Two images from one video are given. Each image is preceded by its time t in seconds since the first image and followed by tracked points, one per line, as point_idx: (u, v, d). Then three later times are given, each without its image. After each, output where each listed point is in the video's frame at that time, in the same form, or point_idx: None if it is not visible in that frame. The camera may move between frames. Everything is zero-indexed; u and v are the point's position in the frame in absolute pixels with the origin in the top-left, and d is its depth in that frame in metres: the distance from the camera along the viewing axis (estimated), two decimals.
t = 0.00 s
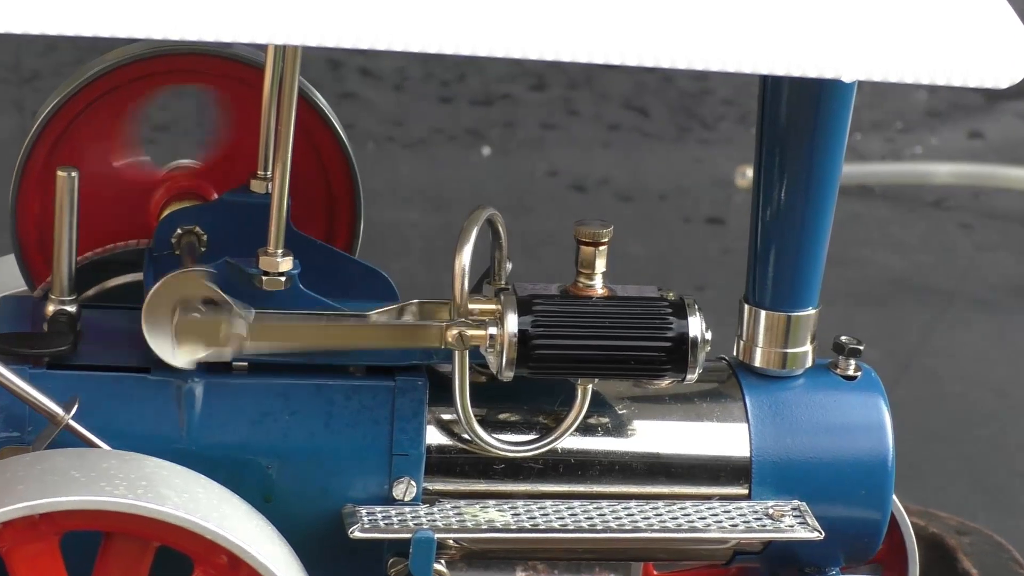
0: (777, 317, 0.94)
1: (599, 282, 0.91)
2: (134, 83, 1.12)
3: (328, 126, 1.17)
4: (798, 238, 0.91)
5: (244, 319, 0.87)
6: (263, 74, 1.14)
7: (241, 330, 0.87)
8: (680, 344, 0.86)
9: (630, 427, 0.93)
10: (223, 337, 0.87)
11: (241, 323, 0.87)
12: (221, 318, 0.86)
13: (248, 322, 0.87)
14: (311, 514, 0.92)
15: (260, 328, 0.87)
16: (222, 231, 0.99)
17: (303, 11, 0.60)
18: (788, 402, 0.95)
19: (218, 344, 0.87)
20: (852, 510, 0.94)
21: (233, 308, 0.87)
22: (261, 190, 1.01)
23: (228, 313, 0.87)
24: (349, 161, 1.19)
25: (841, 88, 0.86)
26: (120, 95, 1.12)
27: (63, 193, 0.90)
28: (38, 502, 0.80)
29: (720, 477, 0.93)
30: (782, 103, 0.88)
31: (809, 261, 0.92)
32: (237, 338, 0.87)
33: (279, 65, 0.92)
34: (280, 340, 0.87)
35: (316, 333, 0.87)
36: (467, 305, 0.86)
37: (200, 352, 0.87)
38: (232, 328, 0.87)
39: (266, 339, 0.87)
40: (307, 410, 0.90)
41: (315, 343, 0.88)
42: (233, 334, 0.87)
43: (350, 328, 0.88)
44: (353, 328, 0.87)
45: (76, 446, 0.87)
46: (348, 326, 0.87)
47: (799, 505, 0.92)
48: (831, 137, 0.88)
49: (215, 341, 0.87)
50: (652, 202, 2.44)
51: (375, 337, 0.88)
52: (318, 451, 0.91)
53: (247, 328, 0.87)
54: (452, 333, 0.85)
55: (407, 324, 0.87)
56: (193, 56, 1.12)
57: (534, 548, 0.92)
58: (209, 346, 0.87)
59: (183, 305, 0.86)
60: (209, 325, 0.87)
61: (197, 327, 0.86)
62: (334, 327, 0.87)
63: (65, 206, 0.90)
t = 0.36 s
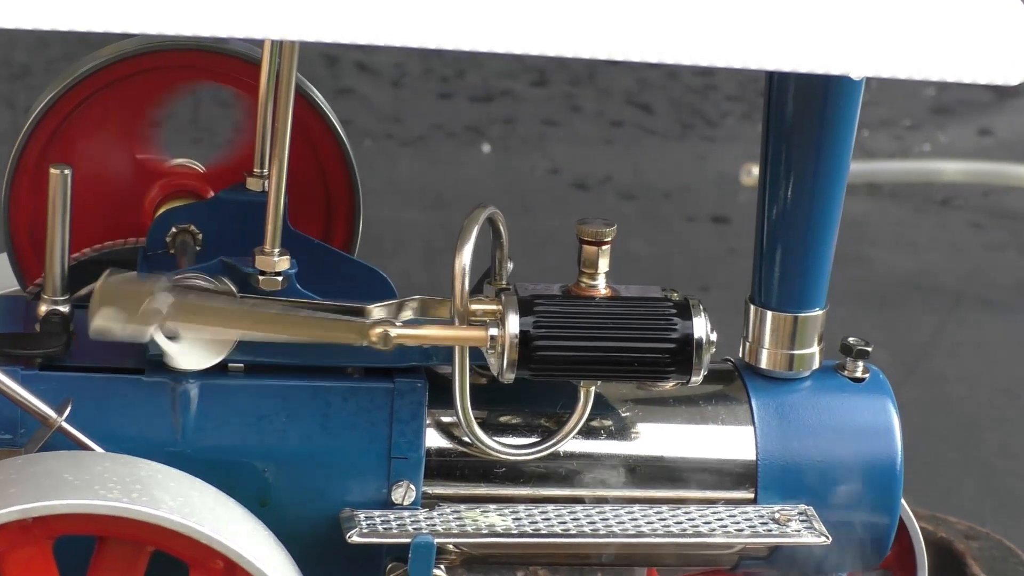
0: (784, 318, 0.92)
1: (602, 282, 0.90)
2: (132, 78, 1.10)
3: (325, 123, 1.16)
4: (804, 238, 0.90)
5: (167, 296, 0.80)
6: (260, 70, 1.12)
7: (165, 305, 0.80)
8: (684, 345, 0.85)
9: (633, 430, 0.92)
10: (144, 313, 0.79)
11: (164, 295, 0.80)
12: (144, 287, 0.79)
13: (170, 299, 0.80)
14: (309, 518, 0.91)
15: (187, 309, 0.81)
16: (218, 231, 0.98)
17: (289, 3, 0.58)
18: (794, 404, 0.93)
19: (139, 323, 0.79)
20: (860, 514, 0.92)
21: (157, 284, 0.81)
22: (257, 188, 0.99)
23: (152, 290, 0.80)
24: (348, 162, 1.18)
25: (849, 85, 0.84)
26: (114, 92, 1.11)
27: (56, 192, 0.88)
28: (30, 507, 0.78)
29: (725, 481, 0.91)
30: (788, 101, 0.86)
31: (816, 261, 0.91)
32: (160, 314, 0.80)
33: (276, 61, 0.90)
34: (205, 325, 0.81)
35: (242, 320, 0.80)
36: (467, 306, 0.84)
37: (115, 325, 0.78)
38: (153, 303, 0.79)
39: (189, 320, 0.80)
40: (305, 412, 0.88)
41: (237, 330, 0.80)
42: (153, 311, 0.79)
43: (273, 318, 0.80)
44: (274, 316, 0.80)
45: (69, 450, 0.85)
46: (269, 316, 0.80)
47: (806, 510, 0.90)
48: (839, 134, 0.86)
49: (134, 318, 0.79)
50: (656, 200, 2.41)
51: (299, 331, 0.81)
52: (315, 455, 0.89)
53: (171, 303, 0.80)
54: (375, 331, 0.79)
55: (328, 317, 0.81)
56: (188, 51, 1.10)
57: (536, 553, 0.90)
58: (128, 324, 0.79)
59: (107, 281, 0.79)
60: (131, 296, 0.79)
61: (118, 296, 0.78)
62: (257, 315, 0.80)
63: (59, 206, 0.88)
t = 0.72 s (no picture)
0: (789, 319, 0.91)
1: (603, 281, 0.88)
2: (126, 73, 1.09)
3: (322, 120, 1.14)
4: (809, 237, 0.88)
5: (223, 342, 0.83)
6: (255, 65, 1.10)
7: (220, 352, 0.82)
8: (688, 346, 0.83)
9: (636, 432, 0.90)
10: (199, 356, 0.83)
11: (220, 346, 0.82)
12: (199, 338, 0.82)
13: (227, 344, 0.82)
14: (305, 522, 0.89)
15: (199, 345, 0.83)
16: (211, 229, 0.96)
17: None
18: (799, 406, 0.91)
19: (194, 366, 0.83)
20: (867, 518, 0.91)
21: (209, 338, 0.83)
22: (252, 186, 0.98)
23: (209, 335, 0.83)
24: (344, 158, 1.16)
25: (856, 82, 0.82)
26: (107, 87, 1.09)
27: (47, 191, 0.85)
28: (20, 511, 0.76)
29: (729, 484, 0.90)
30: (795, 97, 0.84)
31: (822, 260, 0.89)
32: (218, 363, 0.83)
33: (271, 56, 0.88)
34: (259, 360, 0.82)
35: (285, 351, 0.82)
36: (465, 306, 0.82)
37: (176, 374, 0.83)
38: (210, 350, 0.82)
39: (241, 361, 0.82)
40: (301, 414, 0.87)
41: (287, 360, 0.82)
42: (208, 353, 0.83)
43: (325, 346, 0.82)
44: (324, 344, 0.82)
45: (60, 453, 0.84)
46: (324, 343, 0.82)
47: (811, 514, 0.88)
48: (845, 131, 0.85)
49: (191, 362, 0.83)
50: (659, 197, 2.39)
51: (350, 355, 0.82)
52: (311, 458, 0.87)
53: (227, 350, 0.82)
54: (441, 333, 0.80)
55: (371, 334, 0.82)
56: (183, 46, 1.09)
57: (536, 557, 0.89)
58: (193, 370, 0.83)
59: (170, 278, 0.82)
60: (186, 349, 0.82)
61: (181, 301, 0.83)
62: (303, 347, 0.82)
63: (51, 204, 0.86)
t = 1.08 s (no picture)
0: (795, 321, 0.89)
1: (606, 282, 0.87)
2: (119, 70, 1.08)
3: (319, 118, 1.13)
4: (816, 238, 0.86)
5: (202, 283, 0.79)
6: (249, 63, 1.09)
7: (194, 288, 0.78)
8: (692, 348, 0.81)
9: (638, 436, 0.88)
10: (171, 292, 0.78)
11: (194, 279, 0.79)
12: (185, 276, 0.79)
13: (201, 283, 0.78)
14: (302, 528, 0.87)
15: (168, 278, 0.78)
16: (206, 229, 0.95)
17: None
18: (806, 410, 0.90)
19: (166, 303, 0.79)
20: (874, 524, 0.89)
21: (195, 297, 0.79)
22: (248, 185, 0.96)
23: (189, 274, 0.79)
24: (342, 156, 1.15)
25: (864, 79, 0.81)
26: (100, 85, 1.08)
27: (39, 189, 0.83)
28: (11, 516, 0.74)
29: (734, 489, 0.88)
30: (801, 94, 0.83)
31: (828, 261, 0.87)
32: (188, 297, 0.78)
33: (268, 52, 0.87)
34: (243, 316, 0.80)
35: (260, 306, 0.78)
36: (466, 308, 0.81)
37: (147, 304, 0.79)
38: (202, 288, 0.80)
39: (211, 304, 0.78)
40: (298, 418, 0.85)
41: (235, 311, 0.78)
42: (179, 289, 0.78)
43: (273, 303, 0.78)
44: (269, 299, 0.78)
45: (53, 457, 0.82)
46: (268, 302, 0.78)
47: (818, 520, 0.87)
48: (852, 129, 0.83)
49: (162, 295, 0.79)
50: (662, 195, 2.36)
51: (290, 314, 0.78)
52: (309, 462, 0.86)
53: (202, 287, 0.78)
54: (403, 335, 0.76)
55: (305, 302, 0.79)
56: (176, 43, 1.08)
57: (537, 564, 0.87)
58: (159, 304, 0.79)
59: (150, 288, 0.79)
60: (161, 274, 0.78)
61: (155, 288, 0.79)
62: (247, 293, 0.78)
63: (43, 203, 0.84)
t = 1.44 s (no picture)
0: (806, 321, 0.87)
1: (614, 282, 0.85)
2: (120, 66, 1.07)
3: (322, 114, 1.11)
4: (827, 237, 0.85)
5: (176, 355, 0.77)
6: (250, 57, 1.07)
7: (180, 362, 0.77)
8: (701, 349, 0.80)
9: (646, 439, 0.87)
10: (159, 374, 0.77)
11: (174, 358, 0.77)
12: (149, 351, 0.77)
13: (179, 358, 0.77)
14: (303, 532, 0.85)
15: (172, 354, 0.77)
16: (206, 227, 0.93)
17: None
18: (818, 412, 0.88)
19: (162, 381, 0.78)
20: (888, 528, 0.87)
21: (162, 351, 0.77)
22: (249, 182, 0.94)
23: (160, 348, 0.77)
24: (345, 152, 1.13)
25: (877, 75, 0.79)
26: (99, 80, 1.07)
27: (36, 186, 0.82)
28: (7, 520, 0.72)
29: (744, 492, 0.86)
30: (812, 90, 0.81)
31: (841, 260, 0.86)
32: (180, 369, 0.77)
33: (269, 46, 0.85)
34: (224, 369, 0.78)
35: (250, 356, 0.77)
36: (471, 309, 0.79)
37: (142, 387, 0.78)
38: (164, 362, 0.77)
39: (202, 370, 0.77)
40: (300, 420, 0.84)
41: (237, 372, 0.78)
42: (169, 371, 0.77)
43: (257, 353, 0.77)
44: (261, 353, 0.77)
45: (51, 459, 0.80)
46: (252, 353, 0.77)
47: (830, 524, 0.85)
48: (865, 126, 0.82)
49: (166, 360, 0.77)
50: (670, 193, 2.34)
51: (301, 359, 0.78)
52: (310, 465, 0.84)
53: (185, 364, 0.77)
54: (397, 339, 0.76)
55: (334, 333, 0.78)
56: (177, 38, 1.06)
57: (543, 569, 0.85)
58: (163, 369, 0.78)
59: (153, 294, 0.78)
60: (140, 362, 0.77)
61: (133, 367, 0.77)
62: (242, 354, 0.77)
63: (40, 200, 0.82)
